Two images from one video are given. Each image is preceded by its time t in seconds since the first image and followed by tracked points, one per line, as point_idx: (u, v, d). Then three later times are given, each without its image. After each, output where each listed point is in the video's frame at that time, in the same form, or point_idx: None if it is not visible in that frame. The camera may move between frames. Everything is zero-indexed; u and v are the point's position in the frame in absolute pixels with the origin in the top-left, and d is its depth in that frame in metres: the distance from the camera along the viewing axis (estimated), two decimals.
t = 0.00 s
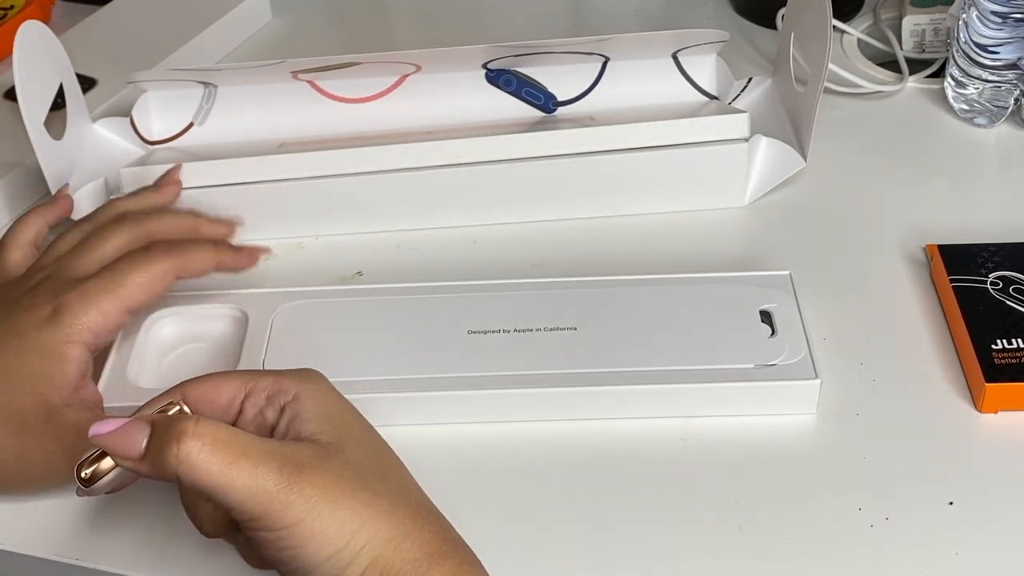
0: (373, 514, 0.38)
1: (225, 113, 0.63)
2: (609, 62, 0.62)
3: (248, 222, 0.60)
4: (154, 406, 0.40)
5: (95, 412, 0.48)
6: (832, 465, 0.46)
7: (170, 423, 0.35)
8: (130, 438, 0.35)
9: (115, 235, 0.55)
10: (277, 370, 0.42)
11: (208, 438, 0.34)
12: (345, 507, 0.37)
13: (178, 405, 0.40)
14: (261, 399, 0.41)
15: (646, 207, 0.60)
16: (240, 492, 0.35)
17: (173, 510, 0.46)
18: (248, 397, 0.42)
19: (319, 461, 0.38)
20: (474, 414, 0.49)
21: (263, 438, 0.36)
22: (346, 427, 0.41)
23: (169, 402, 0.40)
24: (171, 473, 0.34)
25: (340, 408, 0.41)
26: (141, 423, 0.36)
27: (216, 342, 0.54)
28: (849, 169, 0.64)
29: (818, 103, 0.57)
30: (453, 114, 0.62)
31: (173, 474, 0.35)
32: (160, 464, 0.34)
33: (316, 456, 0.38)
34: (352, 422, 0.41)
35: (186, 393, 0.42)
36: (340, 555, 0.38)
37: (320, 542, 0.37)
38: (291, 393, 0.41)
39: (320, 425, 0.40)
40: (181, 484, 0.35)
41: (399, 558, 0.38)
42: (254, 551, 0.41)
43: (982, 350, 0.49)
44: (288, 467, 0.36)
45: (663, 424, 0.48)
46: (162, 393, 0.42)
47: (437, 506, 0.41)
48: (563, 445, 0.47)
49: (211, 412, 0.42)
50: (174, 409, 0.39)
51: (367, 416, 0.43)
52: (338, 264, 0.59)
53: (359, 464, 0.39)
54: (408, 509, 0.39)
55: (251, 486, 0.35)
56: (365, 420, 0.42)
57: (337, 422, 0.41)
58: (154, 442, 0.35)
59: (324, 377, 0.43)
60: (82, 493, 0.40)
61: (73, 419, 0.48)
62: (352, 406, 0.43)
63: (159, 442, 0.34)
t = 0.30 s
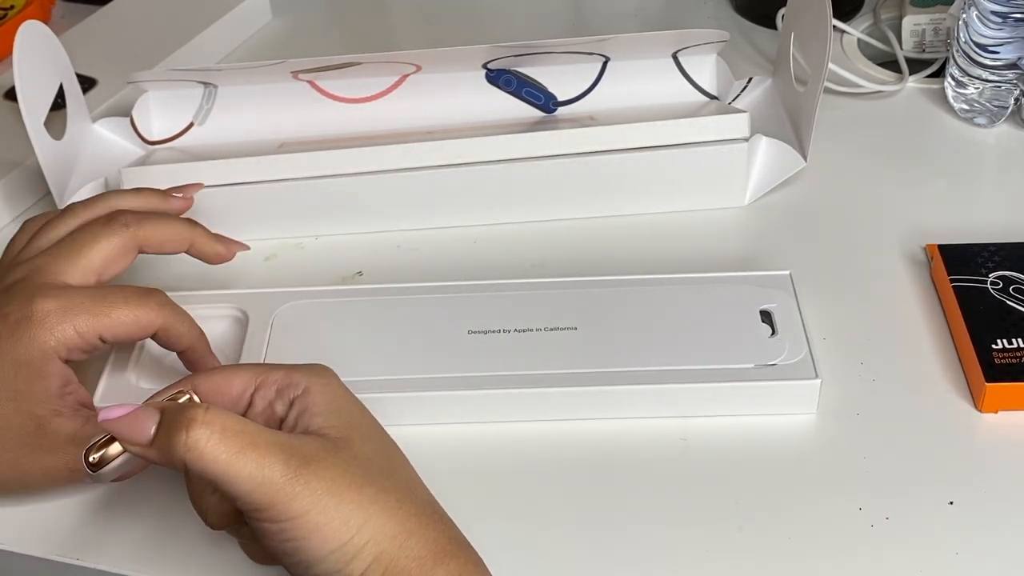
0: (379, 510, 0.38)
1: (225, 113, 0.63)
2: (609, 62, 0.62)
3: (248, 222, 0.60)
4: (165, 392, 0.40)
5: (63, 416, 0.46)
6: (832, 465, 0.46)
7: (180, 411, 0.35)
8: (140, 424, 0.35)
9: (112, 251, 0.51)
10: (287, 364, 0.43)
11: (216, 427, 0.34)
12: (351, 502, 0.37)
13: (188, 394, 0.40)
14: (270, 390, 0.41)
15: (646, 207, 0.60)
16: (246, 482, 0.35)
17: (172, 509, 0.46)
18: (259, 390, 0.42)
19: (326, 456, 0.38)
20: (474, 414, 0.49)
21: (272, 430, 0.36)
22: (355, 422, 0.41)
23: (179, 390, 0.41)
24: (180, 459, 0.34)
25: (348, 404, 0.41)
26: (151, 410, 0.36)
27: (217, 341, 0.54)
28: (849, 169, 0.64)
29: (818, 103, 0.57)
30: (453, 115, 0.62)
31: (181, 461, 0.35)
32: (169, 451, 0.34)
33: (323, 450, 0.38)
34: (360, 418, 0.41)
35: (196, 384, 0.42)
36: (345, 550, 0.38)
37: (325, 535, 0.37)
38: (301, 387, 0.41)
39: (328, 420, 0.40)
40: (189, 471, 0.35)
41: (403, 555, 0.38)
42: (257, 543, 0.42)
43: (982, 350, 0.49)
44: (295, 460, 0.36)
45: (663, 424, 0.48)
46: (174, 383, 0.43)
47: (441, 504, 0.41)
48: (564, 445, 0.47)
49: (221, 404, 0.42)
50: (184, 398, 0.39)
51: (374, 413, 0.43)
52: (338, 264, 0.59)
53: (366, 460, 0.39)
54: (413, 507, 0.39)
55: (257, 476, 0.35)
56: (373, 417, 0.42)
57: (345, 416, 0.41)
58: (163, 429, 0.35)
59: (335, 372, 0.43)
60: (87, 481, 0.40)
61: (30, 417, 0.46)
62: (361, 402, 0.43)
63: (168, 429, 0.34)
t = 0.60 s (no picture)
0: (378, 511, 0.38)
1: (225, 112, 0.63)
2: (609, 62, 0.62)
3: (248, 221, 0.60)
4: (94, 338, 0.41)
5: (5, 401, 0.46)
6: (832, 464, 0.46)
7: (178, 411, 0.35)
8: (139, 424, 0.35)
9: (57, 241, 0.51)
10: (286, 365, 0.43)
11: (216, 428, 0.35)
12: (350, 503, 0.37)
13: (188, 393, 0.40)
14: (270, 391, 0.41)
15: (646, 207, 0.60)
16: (244, 483, 0.35)
17: (173, 509, 0.46)
18: (259, 390, 0.42)
19: (325, 457, 0.38)
20: (474, 413, 0.49)
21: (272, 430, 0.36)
22: (354, 424, 0.41)
23: (179, 389, 0.41)
24: (178, 459, 0.34)
25: (348, 406, 0.41)
26: (150, 410, 0.36)
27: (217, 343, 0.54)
28: (849, 169, 0.64)
29: (818, 103, 0.57)
30: (454, 115, 0.62)
31: (180, 462, 0.35)
32: (167, 451, 0.34)
33: (323, 451, 0.38)
34: (360, 419, 0.41)
35: (197, 384, 0.42)
36: (344, 551, 0.38)
37: (324, 537, 0.37)
38: (300, 388, 0.41)
39: (328, 421, 0.40)
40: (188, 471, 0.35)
41: (402, 557, 0.38)
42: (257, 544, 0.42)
43: (982, 350, 0.49)
44: (295, 461, 0.36)
45: (663, 424, 0.48)
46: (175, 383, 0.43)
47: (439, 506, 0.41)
48: (564, 445, 0.47)
49: (221, 405, 0.42)
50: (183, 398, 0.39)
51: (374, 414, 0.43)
52: (339, 263, 0.59)
53: (365, 461, 0.39)
54: (412, 509, 0.39)
55: (256, 477, 0.35)
56: (373, 418, 0.42)
57: (344, 417, 0.41)
58: (162, 428, 0.35)
59: (335, 373, 0.43)
60: (89, 480, 0.40)
61: None
62: (360, 403, 0.43)
63: (167, 429, 0.35)
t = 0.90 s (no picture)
0: (379, 514, 0.38)
1: (225, 112, 0.63)
2: (609, 62, 0.62)
3: (248, 221, 0.60)
4: (61, 342, 0.42)
5: None
6: (832, 464, 0.46)
7: (179, 412, 0.35)
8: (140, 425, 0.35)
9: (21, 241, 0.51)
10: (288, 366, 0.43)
11: (216, 429, 0.35)
12: (350, 506, 0.37)
13: (189, 394, 0.40)
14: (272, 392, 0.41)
15: (646, 207, 0.60)
16: (244, 484, 0.35)
17: (173, 509, 0.46)
18: (260, 392, 0.42)
19: (326, 459, 0.38)
20: (474, 413, 0.49)
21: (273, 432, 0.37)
22: (356, 425, 0.41)
23: (180, 389, 0.41)
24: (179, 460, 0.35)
25: (350, 407, 0.41)
26: (151, 410, 0.36)
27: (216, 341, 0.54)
28: (849, 169, 0.64)
29: (818, 103, 0.57)
30: (454, 115, 0.62)
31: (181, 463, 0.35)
32: (168, 452, 0.34)
33: (324, 453, 0.38)
34: (361, 420, 0.41)
35: (198, 385, 0.42)
36: (344, 553, 0.38)
37: (324, 539, 0.37)
38: (301, 389, 0.41)
39: (329, 423, 0.40)
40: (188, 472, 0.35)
41: (402, 559, 0.38)
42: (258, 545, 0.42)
43: (982, 350, 0.49)
44: (295, 463, 0.36)
45: (663, 424, 0.48)
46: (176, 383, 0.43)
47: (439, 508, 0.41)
48: (565, 445, 0.47)
49: (222, 406, 0.42)
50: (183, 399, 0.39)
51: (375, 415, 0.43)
52: (339, 263, 0.59)
53: (366, 463, 0.39)
54: (413, 512, 0.39)
55: (257, 478, 0.35)
56: (375, 420, 0.42)
57: (345, 419, 0.41)
58: (162, 429, 0.35)
59: (337, 374, 0.43)
60: (90, 479, 0.40)
61: None
62: (362, 405, 0.43)
63: (167, 430, 0.35)
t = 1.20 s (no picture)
0: (382, 512, 0.38)
1: (225, 112, 0.63)
2: (609, 62, 0.62)
3: (248, 221, 0.60)
4: None
5: None
6: (833, 464, 0.46)
7: (185, 407, 0.35)
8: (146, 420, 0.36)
9: None
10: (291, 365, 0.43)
11: (222, 424, 0.35)
12: (354, 503, 0.37)
13: (194, 390, 0.40)
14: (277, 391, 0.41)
15: (646, 207, 0.60)
16: (248, 480, 0.35)
17: (173, 510, 0.46)
18: (263, 391, 0.42)
19: (331, 457, 0.38)
20: (474, 413, 0.49)
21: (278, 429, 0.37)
22: (359, 423, 0.41)
23: (184, 386, 0.41)
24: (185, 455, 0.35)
25: (354, 406, 0.41)
26: (156, 405, 0.36)
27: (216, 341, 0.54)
28: (849, 169, 0.64)
29: (818, 103, 0.57)
30: (454, 115, 0.62)
31: (186, 458, 0.35)
32: (174, 447, 0.34)
33: (328, 451, 0.38)
34: (365, 419, 0.41)
35: (202, 383, 0.42)
36: (348, 551, 0.38)
37: (329, 536, 0.37)
38: (305, 387, 0.42)
39: (333, 421, 0.40)
40: (194, 467, 0.35)
41: (406, 557, 0.38)
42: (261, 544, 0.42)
43: (982, 350, 0.49)
44: (300, 460, 0.36)
45: (664, 424, 0.48)
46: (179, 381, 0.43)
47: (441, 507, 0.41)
48: (565, 445, 0.47)
49: (225, 403, 0.42)
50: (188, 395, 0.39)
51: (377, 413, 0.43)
52: (339, 263, 0.59)
53: (369, 461, 0.39)
54: (416, 510, 0.39)
55: (262, 474, 0.35)
56: (377, 418, 0.42)
57: (349, 417, 0.41)
58: (168, 423, 0.35)
59: (339, 374, 0.43)
60: (92, 477, 0.40)
61: None
62: (365, 403, 0.43)
63: (173, 425, 0.35)
